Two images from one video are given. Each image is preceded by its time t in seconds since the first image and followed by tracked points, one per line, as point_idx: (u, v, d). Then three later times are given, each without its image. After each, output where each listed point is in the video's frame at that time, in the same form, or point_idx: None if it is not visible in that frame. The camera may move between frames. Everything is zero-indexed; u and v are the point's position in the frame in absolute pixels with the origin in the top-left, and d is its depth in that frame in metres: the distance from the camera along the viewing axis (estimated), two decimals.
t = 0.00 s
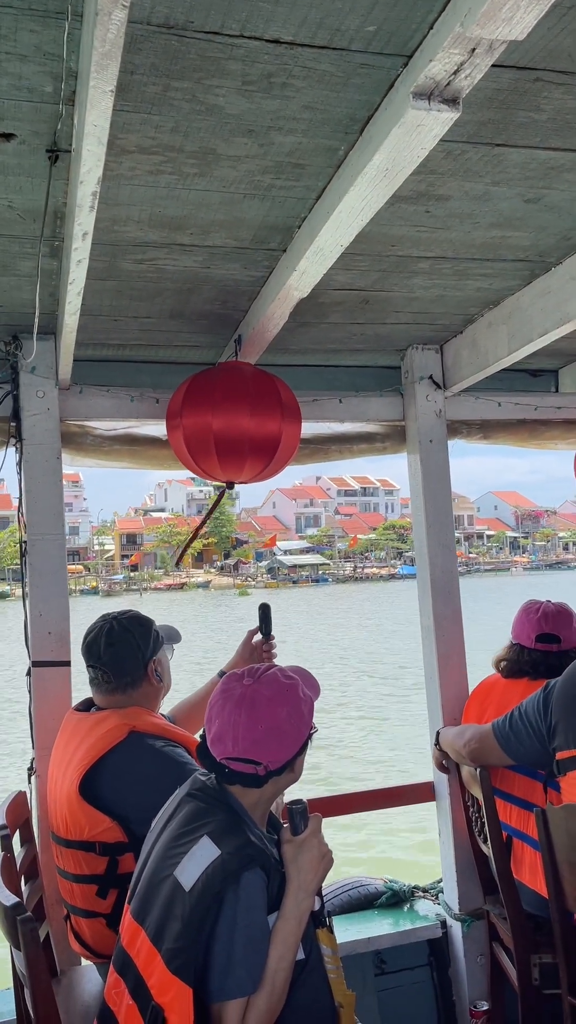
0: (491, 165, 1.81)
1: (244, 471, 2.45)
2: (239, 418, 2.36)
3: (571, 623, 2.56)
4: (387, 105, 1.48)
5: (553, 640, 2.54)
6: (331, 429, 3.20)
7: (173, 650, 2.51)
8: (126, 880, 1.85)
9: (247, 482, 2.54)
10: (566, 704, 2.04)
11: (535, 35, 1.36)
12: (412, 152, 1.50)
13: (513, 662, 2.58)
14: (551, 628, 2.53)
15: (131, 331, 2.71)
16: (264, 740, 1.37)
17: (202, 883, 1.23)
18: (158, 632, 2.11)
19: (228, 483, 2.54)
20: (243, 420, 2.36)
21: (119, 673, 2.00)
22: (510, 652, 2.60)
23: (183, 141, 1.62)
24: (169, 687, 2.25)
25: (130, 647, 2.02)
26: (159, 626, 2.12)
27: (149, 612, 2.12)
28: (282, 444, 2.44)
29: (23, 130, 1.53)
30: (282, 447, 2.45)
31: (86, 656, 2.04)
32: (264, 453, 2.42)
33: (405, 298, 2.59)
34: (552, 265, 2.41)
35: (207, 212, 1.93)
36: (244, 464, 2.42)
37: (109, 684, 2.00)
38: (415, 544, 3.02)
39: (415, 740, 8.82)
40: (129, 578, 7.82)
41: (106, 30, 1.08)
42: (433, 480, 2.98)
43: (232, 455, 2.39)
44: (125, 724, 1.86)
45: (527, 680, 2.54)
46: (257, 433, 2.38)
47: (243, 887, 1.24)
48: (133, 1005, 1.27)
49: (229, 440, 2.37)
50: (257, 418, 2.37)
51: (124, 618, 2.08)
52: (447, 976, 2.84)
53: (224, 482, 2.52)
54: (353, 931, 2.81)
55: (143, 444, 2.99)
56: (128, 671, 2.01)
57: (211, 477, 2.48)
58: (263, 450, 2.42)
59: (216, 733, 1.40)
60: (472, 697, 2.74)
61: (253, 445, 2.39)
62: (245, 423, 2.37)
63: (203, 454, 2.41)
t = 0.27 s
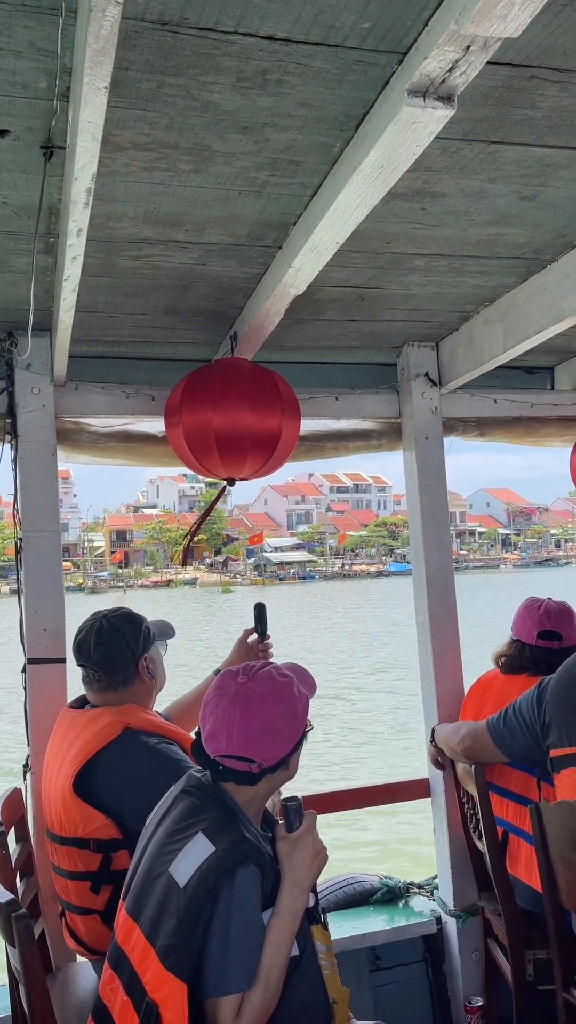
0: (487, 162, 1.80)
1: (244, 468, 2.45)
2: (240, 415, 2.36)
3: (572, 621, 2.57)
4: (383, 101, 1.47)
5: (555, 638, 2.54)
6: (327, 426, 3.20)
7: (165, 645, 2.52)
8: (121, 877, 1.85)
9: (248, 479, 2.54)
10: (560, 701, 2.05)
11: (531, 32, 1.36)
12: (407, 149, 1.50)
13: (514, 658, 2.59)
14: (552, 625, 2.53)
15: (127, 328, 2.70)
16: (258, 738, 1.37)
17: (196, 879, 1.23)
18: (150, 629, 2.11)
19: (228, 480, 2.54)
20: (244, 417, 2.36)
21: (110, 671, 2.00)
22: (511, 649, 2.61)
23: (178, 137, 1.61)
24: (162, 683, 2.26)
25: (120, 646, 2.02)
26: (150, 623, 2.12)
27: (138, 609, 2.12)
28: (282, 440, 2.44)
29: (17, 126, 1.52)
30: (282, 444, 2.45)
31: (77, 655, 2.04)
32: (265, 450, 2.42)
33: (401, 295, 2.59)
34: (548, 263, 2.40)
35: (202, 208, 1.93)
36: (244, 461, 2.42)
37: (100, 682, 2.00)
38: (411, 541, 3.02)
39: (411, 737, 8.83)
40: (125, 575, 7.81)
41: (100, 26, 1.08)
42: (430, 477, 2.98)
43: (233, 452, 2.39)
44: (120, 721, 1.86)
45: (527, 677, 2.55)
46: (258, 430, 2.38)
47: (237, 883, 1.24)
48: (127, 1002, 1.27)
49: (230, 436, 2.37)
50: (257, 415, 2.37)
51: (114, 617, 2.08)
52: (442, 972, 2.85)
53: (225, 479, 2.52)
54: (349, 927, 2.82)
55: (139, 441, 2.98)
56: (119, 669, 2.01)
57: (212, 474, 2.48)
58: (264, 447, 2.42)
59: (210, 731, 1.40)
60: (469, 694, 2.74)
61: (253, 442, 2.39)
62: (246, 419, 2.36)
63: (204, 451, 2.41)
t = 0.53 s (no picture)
0: (480, 161, 1.81)
1: (244, 466, 2.45)
2: (240, 411, 2.36)
3: (563, 619, 2.57)
4: (376, 100, 1.47)
5: (546, 634, 2.55)
6: (321, 424, 3.20)
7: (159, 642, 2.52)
8: (113, 875, 1.86)
9: (246, 475, 2.54)
10: (551, 699, 2.05)
11: (524, 31, 1.37)
12: (400, 148, 1.50)
13: (505, 654, 2.60)
14: (544, 622, 2.54)
15: (121, 326, 2.70)
16: (252, 736, 1.38)
17: (189, 877, 1.23)
18: (142, 628, 2.11)
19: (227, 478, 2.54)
20: (244, 414, 2.36)
21: (101, 671, 2.01)
22: (502, 644, 2.62)
23: (172, 135, 1.61)
24: (154, 681, 2.27)
25: (111, 646, 2.02)
26: (142, 622, 2.13)
27: (130, 609, 2.12)
28: (280, 438, 2.45)
29: (10, 124, 1.52)
30: (281, 440, 2.46)
31: (69, 655, 2.04)
32: (264, 446, 2.43)
33: (395, 293, 2.59)
34: (542, 262, 2.41)
35: (196, 207, 1.93)
36: (244, 459, 2.42)
37: (92, 681, 2.01)
38: (405, 540, 3.03)
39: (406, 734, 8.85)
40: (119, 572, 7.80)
41: (92, 25, 1.08)
42: (424, 476, 2.98)
43: (233, 451, 2.39)
44: (113, 720, 1.86)
45: (519, 672, 2.56)
46: (257, 428, 2.39)
47: (230, 881, 1.25)
48: (120, 999, 1.27)
49: (230, 434, 2.37)
50: (256, 413, 2.37)
51: (106, 616, 2.08)
52: (436, 968, 2.86)
53: (224, 476, 2.52)
54: (343, 924, 2.83)
55: (133, 439, 2.98)
56: (110, 668, 2.01)
57: (213, 472, 2.48)
58: (263, 443, 2.42)
59: (204, 728, 1.41)
60: (462, 690, 2.75)
61: (253, 440, 2.39)
62: (246, 416, 2.36)
63: (205, 450, 2.40)
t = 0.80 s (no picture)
0: (472, 160, 1.81)
1: (231, 466, 2.45)
2: (227, 411, 2.36)
3: (551, 617, 2.58)
4: (367, 99, 1.48)
5: (535, 634, 2.56)
6: (315, 423, 3.21)
7: (152, 641, 2.52)
8: (105, 874, 1.86)
9: (236, 475, 2.54)
10: (542, 698, 2.06)
11: (514, 30, 1.37)
12: (391, 147, 1.50)
13: (493, 653, 2.61)
14: (531, 622, 2.55)
15: (114, 324, 2.70)
16: (243, 734, 1.38)
17: (179, 876, 1.23)
18: (134, 627, 2.11)
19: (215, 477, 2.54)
20: (231, 413, 2.36)
21: (93, 670, 2.00)
22: (490, 644, 2.63)
23: (163, 134, 1.61)
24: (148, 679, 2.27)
25: (103, 645, 2.02)
26: (135, 621, 2.13)
27: (123, 608, 2.12)
28: (268, 438, 2.44)
29: (0, 122, 1.52)
30: (270, 440, 2.45)
31: (60, 653, 2.04)
32: (253, 446, 2.42)
33: (388, 292, 2.60)
34: (534, 261, 2.41)
35: (188, 205, 1.93)
36: (231, 458, 2.42)
37: (84, 680, 2.01)
38: (398, 538, 3.03)
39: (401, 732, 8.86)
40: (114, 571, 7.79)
41: (81, 22, 1.08)
42: (417, 474, 2.99)
43: (219, 450, 2.39)
44: (106, 718, 1.86)
45: (508, 672, 2.57)
46: (244, 428, 2.38)
47: (220, 880, 1.25)
48: (110, 998, 1.27)
49: (217, 433, 2.37)
50: (243, 413, 2.37)
51: (98, 615, 2.07)
52: (429, 966, 2.87)
53: (213, 475, 2.52)
54: (335, 922, 2.84)
55: (126, 437, 2.98)
56: (102, 666, 2.01)
57: (199, 471, 2.48)
58: (252, 443, 2.42)
59: (196, 727, 1.41)
60: (454, 688, 2.75)
61: (240, 440, 2.39)
62: (233, 416, 2.36)
63: (192, 449, 2.41)
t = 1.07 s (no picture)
0: (465, 161, 1.82)
1: (220, 466, 2.45)
2: (216, 411, 2.36)
3: (542, 615, 2.58)
4: (360, 99, 1.48)
5: (525, 633, 2.56)
6: (309, 423, 3.21)
7: (148, 642, 2.52)
8: (99, 874, 1.86)
9: (226, 475, 2.54)
10: (535, 699, 2.06)
11: (506, 31, 1.37)
12: (384, 147, 1.50)
13: (484, 654, 2.62)
14: (522, 621, 2.55)
15: (108, 324, 2.70)
16: (238, 733, 1.38)
17: (170, 877, 1.23)
18: (130, 628, 2.11)
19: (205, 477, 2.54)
20: (220, 413, 2.36)
21: (87, 670, 2.00)
22: (482, 645, 2.64)
23: (156, 134, 1.61)
24: (143, 680, 2.28)
25: (98, 645, 2.02)
26: (130, 622, 2.13)
27: (119, 609, 2.12)
28: (259, 438, 2.44)
29: None
30: (260, 440, 2.45)
31: (55, 653, 2.04)
32: (242, 447, 2.42)
33: (382, 292, 2.60)
34: (527, 261, 2.42)
35: (182, 205, 1.93)
36: (220, 458, 2.42)
37: (79, 680, 2.01)
38: (392, 538, 3.03)
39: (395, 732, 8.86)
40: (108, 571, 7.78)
41: (73, 22, 1.08)
42: (410, 474, 2.99)
43: (208, 450, 2.39)
44: (100, 719, 1.86)
45: (500, 672, 2.58)
46: (234, 428, 2.38)
47: (212, 880, 1.25)
48: (102, 997, 1.27)
49: (206, 433, 2.37)
50: (233, 413, 2.37)
51: (93, 616, 2.07)
52: (423, 965, 2.88)
53: (202, 475, 2.52)
54: (329, 922, 2.84)
55: (120, 437, 2.98)
56: (97, 667, 2.01)
57: (188, 471, 2.48)
58: (241, 444, 2.42)
59: (190, 726, 1.41)
60: (447, 687, 2.76)
61: (229, 440, 2.39)
62: (223, 416, 2.36)
63: (181, 448, 2.41)
